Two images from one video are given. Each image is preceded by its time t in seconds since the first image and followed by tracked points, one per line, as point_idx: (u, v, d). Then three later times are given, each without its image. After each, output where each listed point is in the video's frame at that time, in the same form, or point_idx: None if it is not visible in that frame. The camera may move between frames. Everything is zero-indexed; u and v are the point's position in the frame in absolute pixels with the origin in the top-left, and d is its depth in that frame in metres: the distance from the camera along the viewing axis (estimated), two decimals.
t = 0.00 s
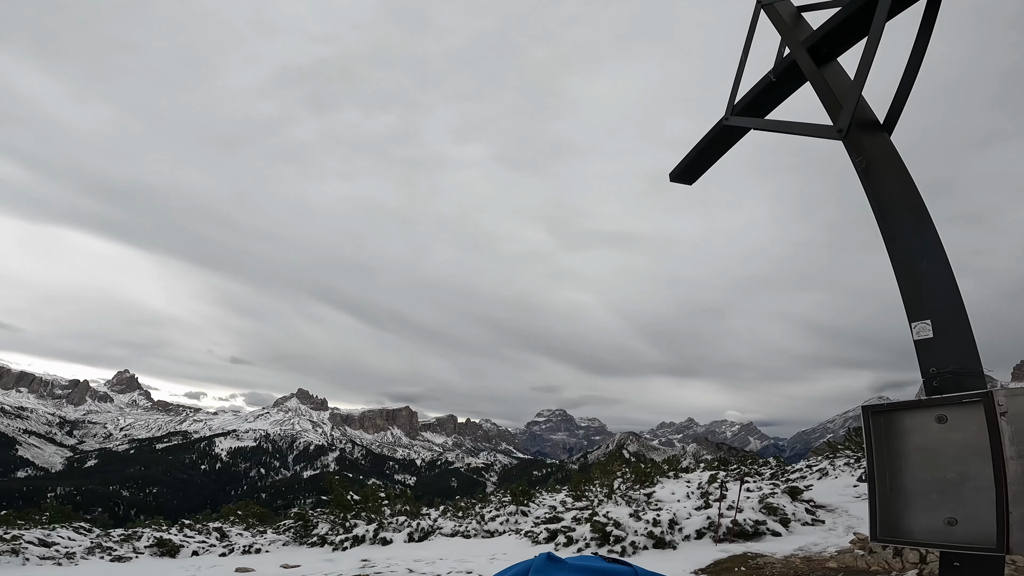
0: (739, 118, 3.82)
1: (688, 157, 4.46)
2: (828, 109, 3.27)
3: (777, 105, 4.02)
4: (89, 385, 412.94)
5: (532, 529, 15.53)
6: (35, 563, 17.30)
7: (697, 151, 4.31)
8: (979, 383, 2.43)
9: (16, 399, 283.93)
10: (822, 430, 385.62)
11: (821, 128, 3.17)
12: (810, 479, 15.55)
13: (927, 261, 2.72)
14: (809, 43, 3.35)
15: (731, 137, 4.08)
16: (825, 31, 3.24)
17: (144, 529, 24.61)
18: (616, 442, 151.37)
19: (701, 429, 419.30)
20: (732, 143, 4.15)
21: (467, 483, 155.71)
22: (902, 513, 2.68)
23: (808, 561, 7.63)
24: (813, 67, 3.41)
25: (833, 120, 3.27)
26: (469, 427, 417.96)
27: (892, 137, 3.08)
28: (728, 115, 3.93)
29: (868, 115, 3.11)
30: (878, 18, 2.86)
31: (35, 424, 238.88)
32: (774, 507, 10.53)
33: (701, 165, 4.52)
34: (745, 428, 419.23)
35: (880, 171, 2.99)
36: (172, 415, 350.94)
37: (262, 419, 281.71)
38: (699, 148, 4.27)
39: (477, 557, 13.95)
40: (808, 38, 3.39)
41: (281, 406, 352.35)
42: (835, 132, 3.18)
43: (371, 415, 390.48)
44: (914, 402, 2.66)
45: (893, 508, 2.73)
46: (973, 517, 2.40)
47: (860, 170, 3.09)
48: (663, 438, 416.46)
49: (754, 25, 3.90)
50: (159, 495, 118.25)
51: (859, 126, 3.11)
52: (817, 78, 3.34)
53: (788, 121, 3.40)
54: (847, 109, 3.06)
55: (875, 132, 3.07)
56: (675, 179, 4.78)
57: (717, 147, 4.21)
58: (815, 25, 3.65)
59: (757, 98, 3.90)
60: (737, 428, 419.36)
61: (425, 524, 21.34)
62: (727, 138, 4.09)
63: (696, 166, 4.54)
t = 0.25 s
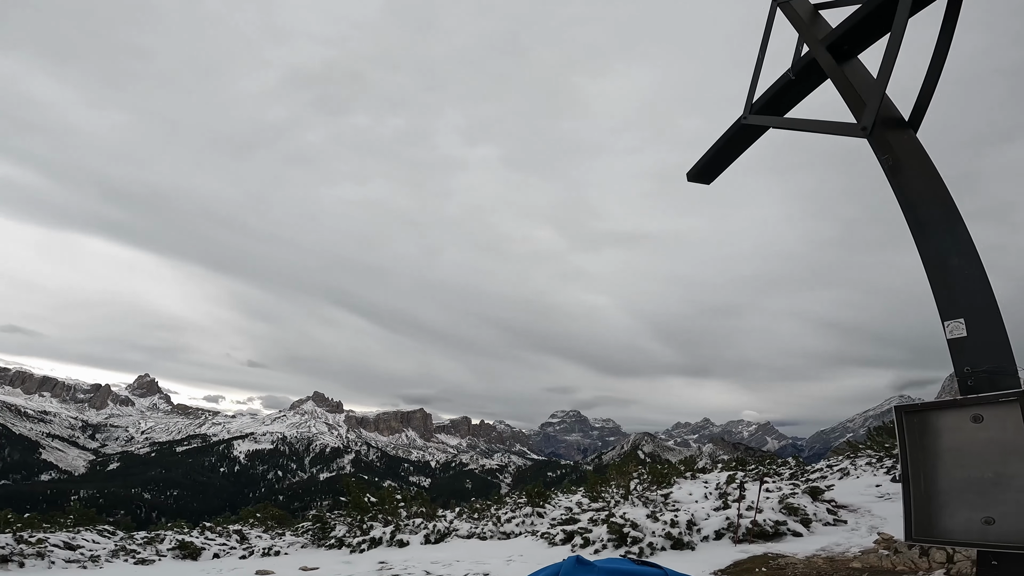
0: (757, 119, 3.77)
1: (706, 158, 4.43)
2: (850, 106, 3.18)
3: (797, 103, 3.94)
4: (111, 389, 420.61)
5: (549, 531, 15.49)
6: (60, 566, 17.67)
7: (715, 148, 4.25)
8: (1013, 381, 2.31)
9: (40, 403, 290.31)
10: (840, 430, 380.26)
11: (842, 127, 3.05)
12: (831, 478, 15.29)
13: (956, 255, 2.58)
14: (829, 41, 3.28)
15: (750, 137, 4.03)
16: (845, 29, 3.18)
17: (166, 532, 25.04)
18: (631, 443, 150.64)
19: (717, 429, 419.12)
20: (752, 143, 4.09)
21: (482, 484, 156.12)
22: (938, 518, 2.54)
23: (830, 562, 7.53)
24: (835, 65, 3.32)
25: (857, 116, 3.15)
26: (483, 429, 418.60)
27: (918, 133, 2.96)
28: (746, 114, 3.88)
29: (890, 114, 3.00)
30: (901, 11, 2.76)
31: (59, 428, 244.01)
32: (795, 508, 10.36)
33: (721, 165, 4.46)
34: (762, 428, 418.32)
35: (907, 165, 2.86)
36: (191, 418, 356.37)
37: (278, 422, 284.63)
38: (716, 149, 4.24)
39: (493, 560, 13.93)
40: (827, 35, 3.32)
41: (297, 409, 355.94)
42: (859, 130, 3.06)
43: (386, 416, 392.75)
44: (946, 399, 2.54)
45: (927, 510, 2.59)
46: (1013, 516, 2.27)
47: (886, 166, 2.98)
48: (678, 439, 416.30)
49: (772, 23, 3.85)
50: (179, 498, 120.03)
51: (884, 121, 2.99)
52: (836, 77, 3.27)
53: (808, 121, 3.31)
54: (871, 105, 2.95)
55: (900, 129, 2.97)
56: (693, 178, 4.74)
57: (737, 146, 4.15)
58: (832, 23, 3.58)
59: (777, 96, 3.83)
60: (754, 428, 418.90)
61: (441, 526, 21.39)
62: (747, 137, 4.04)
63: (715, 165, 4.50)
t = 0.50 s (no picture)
0: (781, 119, 3.77)
1: (730, 157, 4.42)
2: (883, 104, 3.14)
3: (824, 104, 3.94)
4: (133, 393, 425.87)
5: (567, 533, 15.48)
6: (86, 570, 18.04)
7: (739, 151, 4.28)
8: None
9: (64, 407, 296.21)
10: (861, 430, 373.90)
11: (873, 128, 3.03)
12: (854, 479, 15.05)
13: (998, 255, 2.47)
14: (858, 40, 3.24)
15: (773, 136, 4.03)
16: (874, 31, 3.18)
17: (189, 535, 25.51)
18: (646, 444, 149.76)
19: (733, 429, 419.13)
20: (777, 142, 4.10)
21: (497, 486, 156.42)
22: (981, 520, 2.43)
23: (856, 561, 7.47)
24: (864, 65, 3.30)
25: (889, 118, 3.13)
26: (498, 430, 418.80)
27: (954, 133, 2.89)
28: (770, 115, 3.90)
29: (925, 113, 2.92)
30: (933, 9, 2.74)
31: (82, 431, 249.02)
32: (818, 508, 10.25)
33: (746, 166, 4.50)
34: (780, 428, 418.19)
35: (942, 163, 2.79)
36: (210, 421, 361.13)
37: (296, 424, 287.48)
38: (741, 148, 4.24)
39: (511, 562, 13.94)
40: (856, 36, 3.30)
41: (313, 411, 359.11)
42: (892, 130, 3.01)
43: (401, 418, 394.47)
44: (989, 402, 2.43)
45: (970, 513, 2.48)
46: None
47: (922, 163, 2.90)
48: (694, 439, 416.55)
49: (794, 23, 3.85)
50: (199, 500, 121.86)
51: (920, 118, 2.91)
52: (866, 76, 3.24)
53: (835, 119, 3.31)
54: (906, 101, 2.88)
55: (935, 127, 2.90)
56: (717, 180, 4.76)
57: (761, 147, 4.15)
58: (859, 25, 3.57)
59: (801, 99, 3.86)
60: (771, 429, 418.89)
61: (458, 528, 21.45)
62: (771, 136, 4.05)
63: (740, 165, 4.51)
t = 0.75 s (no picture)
0: (816, 115, 3.74)
1: (761, 155, 4.41)
2: (923, 104, 3.12)
3: (860, 100, 3.90)
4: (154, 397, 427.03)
5: (586, 534, 15.48)
6: (115, 574, 18.46)
7: (770, 148, 4.26)
8: None
9: (86, 411, 301.44)
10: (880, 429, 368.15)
11: (919, 125, 2.98)
12: (879, 478, 14.80)
13: None
14: (895, 39, 3.21)
15: (805, 135, 4.01)
16: (914, 27, 3.13)
17: (213, 538, 25.98)
18: (662, 444, 148.84)
19: (750, 429, 419.17)
20: (808, 142, 4.09)
21: (511, 487, 156.67)
22: None
23: (885, 561, 7.39)
24: (904, 64, 3.26)
25: (932, 116, 3.09)
26: (512, 432, 418.86)
27: (1003, 130, 2.83)
28: (802, 114, 3.89)
29: (969, 109, 2.87)
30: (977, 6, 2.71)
31: (105, 435, 253.86)
32: (844, 509, 10.12)
33: (777, 163, 4.49)
34: (798, 428, 418.20)
35: (990, 161, 2.72)
36: (228, 424, 365.34)
37: (312, 427, 289.74)
38: (774, 145, 4.23)
39: (532, 563, 13.97)
40: (892, 35, 3.27)
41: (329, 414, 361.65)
42: (937, 129, 2.97)
43: (416, 420, 395.83)
44: None
45: None
46: None
47: (969, 161, 2.83)
48: (711, 439, 416.77)
49: (826, 20, 3.83)
50: (218, 503, 123.64)
51: (964, 120, 2.86)
52: (905, 72, 3.21)
53: (873, 118, 3.28)
54: (952, 99, 2.84)
55: (978, 127, 2.86)
56: (746, 177, 4.74)
57: (793, 145, 4.14)
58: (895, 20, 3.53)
59: (834, 98, 3.86)
60: (789, 428, 418.98)
61: (477, 530, 21.53)
62: (804, 135, 4.02)
63: (771, 164, 4.50)
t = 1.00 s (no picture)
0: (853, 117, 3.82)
1: (794, 153, 4.48)
2: (971, 102, 3.17)
3: (897, 99, 3.97)
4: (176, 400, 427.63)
5: (608, 535, 15.46)
6: None
7: (805, 147, 4.32)
8: None
9: (110, 414, 306.88)
10: (901, 429, 362.16)
11: (970, 127, 3.02)
12: (906, 478, 14.55)
13: None
14: (938, 39, 3.27)
15: (841, 134, 4.08)
16: (954, 30, 3.18)
17: (238, 540, 26.46)
18: (679, 445, 147.87)
19: (769, 429, 418.70)
20: (844, 140, 4.15)
21: (527, 489, 156.75)
22: None
23: (919, 560, 7.35)
24: (946, 64, 3.31)
25: (980, 111, 3.11)
26: (527, 433, 418.83)
27: None
28: (839, 113, 3.96)
29: (1013, 108, 2.92)
30: None
31: (128, 438, 259.00)
32: (873, 508, 10.03)
33: (812, 162, 4.55)
34: (817, 428, 416.48)
35: None
36: (247, 427, 369.81)
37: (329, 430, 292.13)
38: (808, 145, 4.28)
39: (554, 565, 14.01)
40: (934, 33, 3.32)
41: (345, 416, 364.48)
42: (985, 127, 3.00)
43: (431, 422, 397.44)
44: None
45: None
46: None
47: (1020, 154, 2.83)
48: (729, 439, 416.59)
49: (861, 21, 3.90)
50: (238, 505, 125.47)
51: (1014, 115, 2.87)
52: (951, 69, 3.26)
53: (918, 117, 3.32)
54: (999, 98, 2.87)
55: None
56: (779, 177, 4.83)
57: (828, 144, 4.21)
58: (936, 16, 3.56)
59: (873, 96, 3.91)
60: (808, 429, 417.23)
61: (497, 531, 21.64)
62: (840, 133, 4.08)
63: (805, 162, 4.57)
